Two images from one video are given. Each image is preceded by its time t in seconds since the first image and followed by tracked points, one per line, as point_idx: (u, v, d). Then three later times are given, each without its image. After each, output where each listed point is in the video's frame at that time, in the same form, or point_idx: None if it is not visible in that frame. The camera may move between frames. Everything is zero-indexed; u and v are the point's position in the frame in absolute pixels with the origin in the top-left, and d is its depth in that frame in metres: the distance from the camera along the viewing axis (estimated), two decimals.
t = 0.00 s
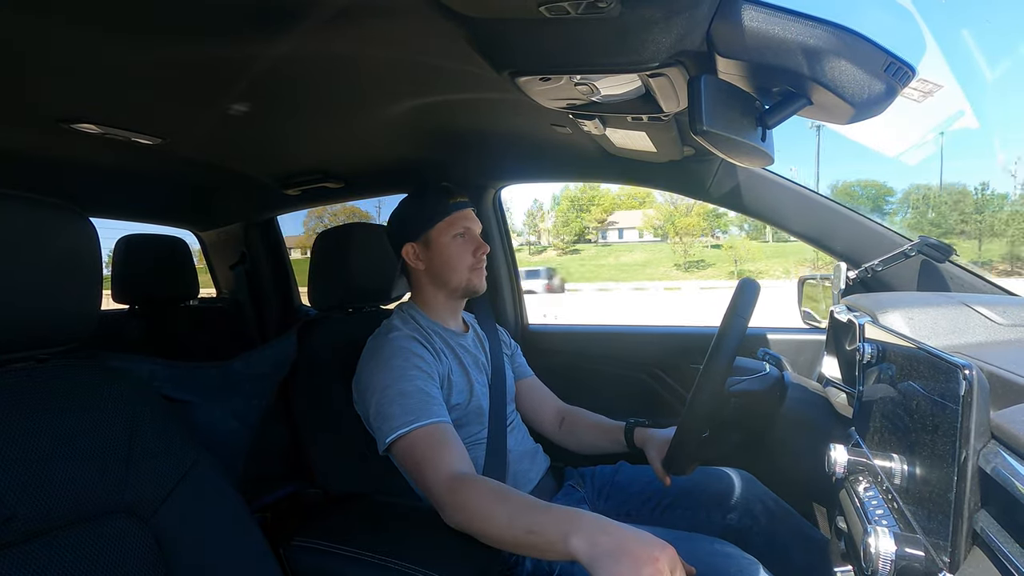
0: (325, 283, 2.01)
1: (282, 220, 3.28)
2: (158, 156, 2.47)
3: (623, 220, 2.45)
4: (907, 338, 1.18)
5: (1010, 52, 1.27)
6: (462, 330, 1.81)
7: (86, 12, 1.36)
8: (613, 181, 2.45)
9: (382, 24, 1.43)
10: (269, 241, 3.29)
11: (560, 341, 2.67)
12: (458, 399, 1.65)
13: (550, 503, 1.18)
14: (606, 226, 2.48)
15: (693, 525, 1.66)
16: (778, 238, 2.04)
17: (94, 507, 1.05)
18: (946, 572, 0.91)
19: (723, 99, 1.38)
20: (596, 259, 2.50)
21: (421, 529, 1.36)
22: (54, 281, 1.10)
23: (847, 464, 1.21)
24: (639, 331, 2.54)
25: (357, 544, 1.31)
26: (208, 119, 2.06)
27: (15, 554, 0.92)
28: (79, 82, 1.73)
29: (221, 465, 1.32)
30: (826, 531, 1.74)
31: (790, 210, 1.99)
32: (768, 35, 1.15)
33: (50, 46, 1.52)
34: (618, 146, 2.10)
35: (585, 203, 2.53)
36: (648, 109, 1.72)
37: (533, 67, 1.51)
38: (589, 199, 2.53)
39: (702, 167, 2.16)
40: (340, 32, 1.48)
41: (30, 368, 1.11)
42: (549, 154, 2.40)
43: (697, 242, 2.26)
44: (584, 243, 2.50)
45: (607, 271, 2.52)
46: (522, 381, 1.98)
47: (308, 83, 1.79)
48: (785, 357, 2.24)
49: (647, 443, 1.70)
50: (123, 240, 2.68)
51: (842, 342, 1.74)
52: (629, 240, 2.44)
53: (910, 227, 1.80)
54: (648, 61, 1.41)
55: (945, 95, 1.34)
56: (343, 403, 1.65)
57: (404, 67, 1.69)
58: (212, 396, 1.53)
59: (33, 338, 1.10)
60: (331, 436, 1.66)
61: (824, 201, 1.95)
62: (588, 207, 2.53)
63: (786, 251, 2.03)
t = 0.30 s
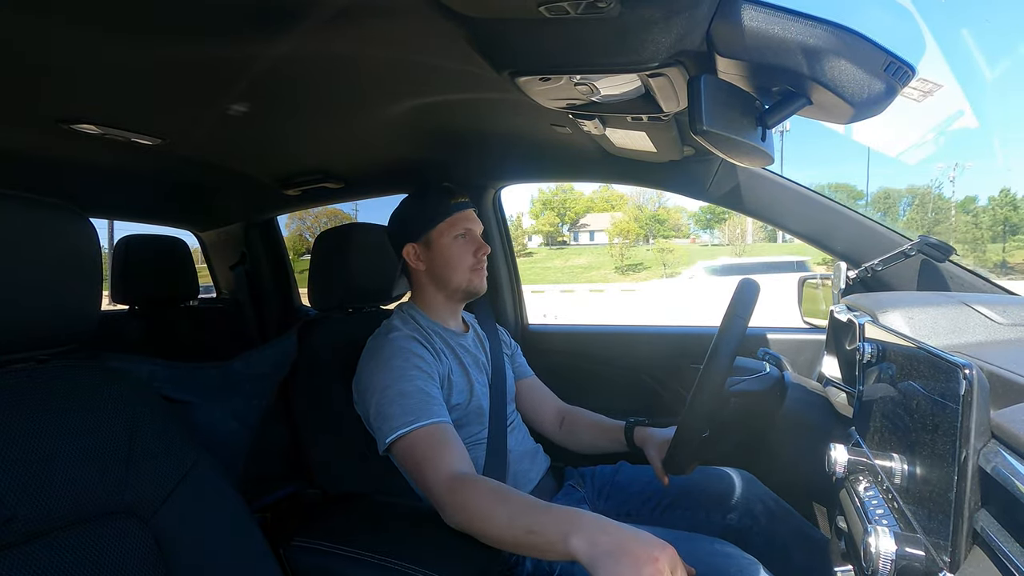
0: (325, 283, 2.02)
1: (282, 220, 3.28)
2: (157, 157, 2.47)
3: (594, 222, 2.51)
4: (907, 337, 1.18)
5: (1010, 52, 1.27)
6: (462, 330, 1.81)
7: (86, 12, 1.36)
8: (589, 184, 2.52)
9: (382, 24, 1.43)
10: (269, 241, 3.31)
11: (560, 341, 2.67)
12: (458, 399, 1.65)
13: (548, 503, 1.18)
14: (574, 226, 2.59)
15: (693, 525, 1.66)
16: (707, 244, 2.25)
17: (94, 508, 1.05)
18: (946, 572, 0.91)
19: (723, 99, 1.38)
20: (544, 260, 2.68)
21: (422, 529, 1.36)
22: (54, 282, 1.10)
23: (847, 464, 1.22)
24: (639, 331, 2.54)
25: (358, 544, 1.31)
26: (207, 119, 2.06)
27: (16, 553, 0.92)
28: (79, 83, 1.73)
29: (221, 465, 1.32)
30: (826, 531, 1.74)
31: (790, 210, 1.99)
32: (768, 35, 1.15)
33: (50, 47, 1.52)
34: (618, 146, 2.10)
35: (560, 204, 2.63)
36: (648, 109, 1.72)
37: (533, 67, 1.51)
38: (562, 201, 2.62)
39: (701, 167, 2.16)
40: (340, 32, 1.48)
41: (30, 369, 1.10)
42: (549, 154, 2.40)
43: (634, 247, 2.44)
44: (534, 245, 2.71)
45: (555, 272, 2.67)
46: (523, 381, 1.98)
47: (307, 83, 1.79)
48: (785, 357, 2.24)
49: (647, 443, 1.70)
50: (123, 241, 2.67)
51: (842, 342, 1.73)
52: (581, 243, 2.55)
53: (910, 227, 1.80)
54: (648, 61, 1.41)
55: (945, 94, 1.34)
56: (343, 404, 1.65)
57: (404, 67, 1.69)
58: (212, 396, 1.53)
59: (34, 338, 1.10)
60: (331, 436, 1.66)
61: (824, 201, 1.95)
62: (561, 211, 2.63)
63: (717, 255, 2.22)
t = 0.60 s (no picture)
0: (325, 282, 2.02)
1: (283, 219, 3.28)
2: (157, 156, 2.47)
3: (564, 224, 2.57)
4: (907, 336, 1.18)
5: (1011, 50, 1.28)
6: (462, 329, 1.81)
7: (87, 11, 1.36)
8: (566, 187, 2.58)
9: (381, 23, 1.43)
10: (270, 241, 3.30)
11: (561, 339, 2.68)
12: (458, 398, 1.65)
13: (552, 504, 1.17)
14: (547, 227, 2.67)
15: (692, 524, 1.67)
16: (640, 248, 2.38)
17: (93, 506, 1.05)
18: (946, 570, 0.91)
19: (723, 98, 1.38)
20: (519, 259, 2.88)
21: (422, 528, 1.36)
22: (54, 281, 1.10)
23: (847, 463, 1.22)
24: (639, 330, 2.54)
25: (357, 542, 1.32)
26: (207, 118, 2.06)
27: (17, 551, 0.93)
28: (79, 82, 1.73)
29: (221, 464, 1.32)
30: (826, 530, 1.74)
31: (791, 209, 1.99)
32: (768, 33, 1.15)
33: (50, 46, 1.52)
34: (618, 144, 2.10)
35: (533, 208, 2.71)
36: (649, 108, 1.72)
37: (532, 66, 1.51)
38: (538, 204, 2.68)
39: (702, 165, 2.16)
40: (339, 31, 1.48)
41: (30, 367, 1.10)
42: (550, 153, 2.40)
43: (574, 251, 2.54)
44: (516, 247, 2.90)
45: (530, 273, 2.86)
46: (523, 379, 1.98)
47: (306, 82, 1.79)
48: (785, 356, 2.24)
49: (647, 442, 1.71)
50: (123, 240, 2.67)
51: (842, 341, 1.73)
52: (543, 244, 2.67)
53: (910, 226, 1.80)
54: (648, 60, 1.41)
55: (946, 93, 1.36)
56: (343, 403, 1.66)
57: (403, 66, 1.69)
58: (212, 395, 1.54)
59: (34, 337, 1.10)
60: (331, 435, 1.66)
61: (825, 201, 1.95)
62: (534, 212, 2.69)
63: (648, 260, 2.37)
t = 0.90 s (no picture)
0: (325, 282, 2.02)
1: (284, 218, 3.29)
2: (158, 155, 2.46)
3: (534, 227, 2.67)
4: (908, 335, 1.18)
5: (1011, 49, 1.27)
6: (461, 330, 1.81)
7: (87, 11, 1.36)
8: (544, 189, 2.64)
9: (381, 22, 1.43)
10: (270, 240, 3.31)
11: (561, 339, 2.68)
12: (458, 398, 1.65)
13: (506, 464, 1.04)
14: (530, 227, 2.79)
15: (693, 522, 1.67)
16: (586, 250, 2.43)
17: (93, 505, 1.05)
18: (946, 570, 0.91)
19: (724, 97, 1.38)
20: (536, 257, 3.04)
21: (421, 528, 1.36)
22: (55, 281, 1.10)
23: (848, 462, 1.21)
24: (639, 329, 2.54)
25: (358, 541, 1.32)
26: (207, 117, 2.05)
27: (19, 550, 0.93)
28: (78, 81, 1.73)
29: (221, 463, 1.32)
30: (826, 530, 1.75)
31: (790, 209, 2.00)
32: (769, 32, 1.15)
33: (50, 46, 1.52)
34: (618, 143, 2.09)
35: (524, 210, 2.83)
36: (649, 107, 1.72)
37: (532, 65, 1.51)
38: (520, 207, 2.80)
39: (702, 165, 2.16)
40: (338, 30, 1.48)
41: (31, 367, 1.10)
42: (550, 153, 2.39)
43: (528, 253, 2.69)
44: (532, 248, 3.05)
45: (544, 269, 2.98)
46: (522, 378, 1.98)
47: (306, 81, 1.79)
48: (785, 356, 2.24)
49: (647, 442, 1.71)
50: (123, 239, 2.67)
51: (842, 340, 1.73)
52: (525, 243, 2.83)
53: (910, 226, 1.80)
54: (649, 59, 1.40)
55: (946, 92, 1.34)
56: (343, 402, 1.66)
57: (403, 65, 1.69)
58: (213, 395, 1.53)
59: (35, 337, 1.10)
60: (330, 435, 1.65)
61: (826, 201, 1.95)
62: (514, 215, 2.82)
63: (589, 262, 2.45)
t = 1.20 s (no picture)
0: (325, 282, 2.02)
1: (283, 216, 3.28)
2: (157, 154, 2.46)
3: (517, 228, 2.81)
4: (908, 333, 1.18)
5: (1010, 47, 1.28)
6: (461, 327, 1.81)
7: (87, 10, 1.36)
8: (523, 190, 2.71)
9: (380, 21, 1.43)
10: (270, 239, 3.31)
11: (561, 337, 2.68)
12: (458, 395, 1.65)
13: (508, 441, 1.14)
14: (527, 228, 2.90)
15: (693, 520, 1.67)
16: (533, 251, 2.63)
17: (92, 503, 1.05)
18: (945, 567, 0.92)
19: (724, 95, 1.38)
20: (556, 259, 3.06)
21: (422, 526, 1.36)
22: (55, 280, 1.10)
23: (847, 460, 1.22)
24: (639, 328, 2.54)
25: (358, 540, 1.32)
26: (206, 116, 2.05)
27: (20, 548, 0.93)
28: (77, 81, 1.73)
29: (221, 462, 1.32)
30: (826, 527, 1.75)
31: (789, 207, 2.00)
32: (768, 30, 1.15)
33: (49, 46, 1.52)
34: (618, 141, 2.09)
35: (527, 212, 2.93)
36: (648, 105, 1.72)
37: (532, 63, 1.51)
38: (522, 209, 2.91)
39: (701, 163, 2.16)
40: (337, 29, 1.48)
41: (31, 366, 1.10)
42: (550, 151, 2.39)
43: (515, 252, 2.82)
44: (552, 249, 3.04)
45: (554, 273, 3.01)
46: (521, 375, 1.98)
47: (305, 80, 1.79)
48: (785, 354, 2.24)
49: (647, 441, 1.72)
50: (123, 238, 2.67)
51: (842, 338, 1.72)
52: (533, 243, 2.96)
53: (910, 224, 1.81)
54: (648, 57, 1.40)
55: (945, 89, 1.33)
56: (342, 401, 1.66)
57: (402, 65, 1.69)
58: (213, 394, 1.54)
59: (34, 336, 1.10)
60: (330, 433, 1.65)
61: (825, 199, 1.96)
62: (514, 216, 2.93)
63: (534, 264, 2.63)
